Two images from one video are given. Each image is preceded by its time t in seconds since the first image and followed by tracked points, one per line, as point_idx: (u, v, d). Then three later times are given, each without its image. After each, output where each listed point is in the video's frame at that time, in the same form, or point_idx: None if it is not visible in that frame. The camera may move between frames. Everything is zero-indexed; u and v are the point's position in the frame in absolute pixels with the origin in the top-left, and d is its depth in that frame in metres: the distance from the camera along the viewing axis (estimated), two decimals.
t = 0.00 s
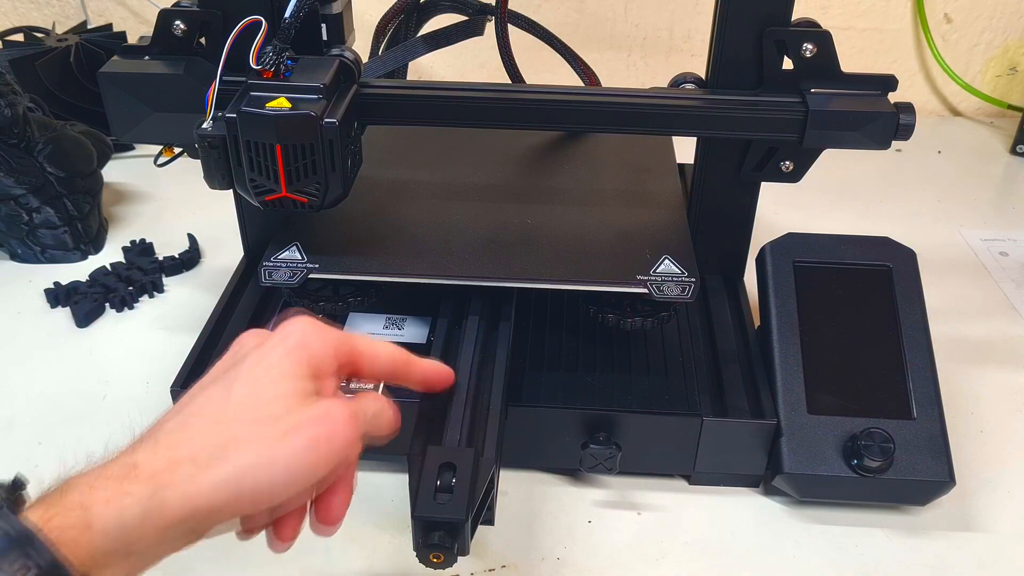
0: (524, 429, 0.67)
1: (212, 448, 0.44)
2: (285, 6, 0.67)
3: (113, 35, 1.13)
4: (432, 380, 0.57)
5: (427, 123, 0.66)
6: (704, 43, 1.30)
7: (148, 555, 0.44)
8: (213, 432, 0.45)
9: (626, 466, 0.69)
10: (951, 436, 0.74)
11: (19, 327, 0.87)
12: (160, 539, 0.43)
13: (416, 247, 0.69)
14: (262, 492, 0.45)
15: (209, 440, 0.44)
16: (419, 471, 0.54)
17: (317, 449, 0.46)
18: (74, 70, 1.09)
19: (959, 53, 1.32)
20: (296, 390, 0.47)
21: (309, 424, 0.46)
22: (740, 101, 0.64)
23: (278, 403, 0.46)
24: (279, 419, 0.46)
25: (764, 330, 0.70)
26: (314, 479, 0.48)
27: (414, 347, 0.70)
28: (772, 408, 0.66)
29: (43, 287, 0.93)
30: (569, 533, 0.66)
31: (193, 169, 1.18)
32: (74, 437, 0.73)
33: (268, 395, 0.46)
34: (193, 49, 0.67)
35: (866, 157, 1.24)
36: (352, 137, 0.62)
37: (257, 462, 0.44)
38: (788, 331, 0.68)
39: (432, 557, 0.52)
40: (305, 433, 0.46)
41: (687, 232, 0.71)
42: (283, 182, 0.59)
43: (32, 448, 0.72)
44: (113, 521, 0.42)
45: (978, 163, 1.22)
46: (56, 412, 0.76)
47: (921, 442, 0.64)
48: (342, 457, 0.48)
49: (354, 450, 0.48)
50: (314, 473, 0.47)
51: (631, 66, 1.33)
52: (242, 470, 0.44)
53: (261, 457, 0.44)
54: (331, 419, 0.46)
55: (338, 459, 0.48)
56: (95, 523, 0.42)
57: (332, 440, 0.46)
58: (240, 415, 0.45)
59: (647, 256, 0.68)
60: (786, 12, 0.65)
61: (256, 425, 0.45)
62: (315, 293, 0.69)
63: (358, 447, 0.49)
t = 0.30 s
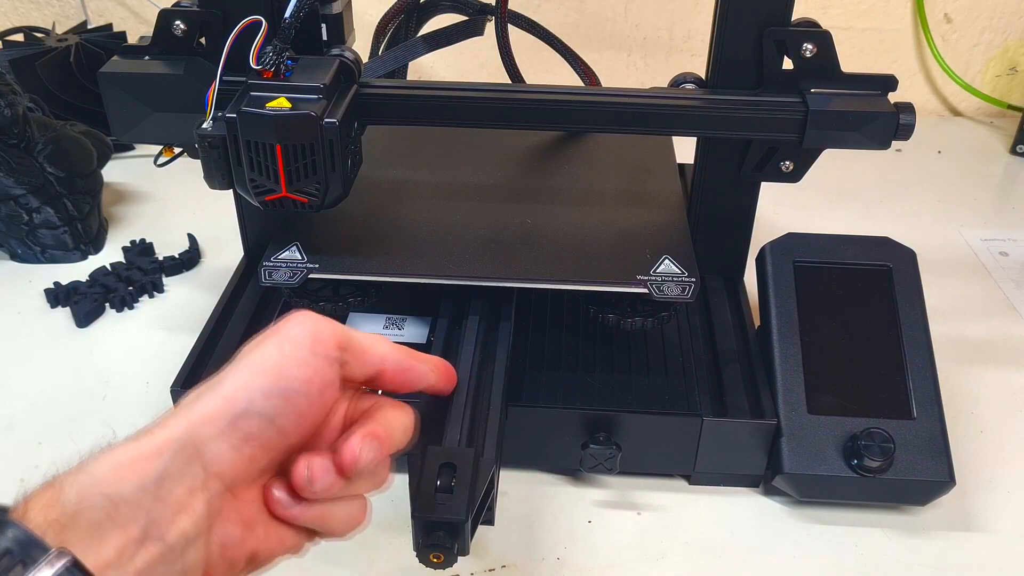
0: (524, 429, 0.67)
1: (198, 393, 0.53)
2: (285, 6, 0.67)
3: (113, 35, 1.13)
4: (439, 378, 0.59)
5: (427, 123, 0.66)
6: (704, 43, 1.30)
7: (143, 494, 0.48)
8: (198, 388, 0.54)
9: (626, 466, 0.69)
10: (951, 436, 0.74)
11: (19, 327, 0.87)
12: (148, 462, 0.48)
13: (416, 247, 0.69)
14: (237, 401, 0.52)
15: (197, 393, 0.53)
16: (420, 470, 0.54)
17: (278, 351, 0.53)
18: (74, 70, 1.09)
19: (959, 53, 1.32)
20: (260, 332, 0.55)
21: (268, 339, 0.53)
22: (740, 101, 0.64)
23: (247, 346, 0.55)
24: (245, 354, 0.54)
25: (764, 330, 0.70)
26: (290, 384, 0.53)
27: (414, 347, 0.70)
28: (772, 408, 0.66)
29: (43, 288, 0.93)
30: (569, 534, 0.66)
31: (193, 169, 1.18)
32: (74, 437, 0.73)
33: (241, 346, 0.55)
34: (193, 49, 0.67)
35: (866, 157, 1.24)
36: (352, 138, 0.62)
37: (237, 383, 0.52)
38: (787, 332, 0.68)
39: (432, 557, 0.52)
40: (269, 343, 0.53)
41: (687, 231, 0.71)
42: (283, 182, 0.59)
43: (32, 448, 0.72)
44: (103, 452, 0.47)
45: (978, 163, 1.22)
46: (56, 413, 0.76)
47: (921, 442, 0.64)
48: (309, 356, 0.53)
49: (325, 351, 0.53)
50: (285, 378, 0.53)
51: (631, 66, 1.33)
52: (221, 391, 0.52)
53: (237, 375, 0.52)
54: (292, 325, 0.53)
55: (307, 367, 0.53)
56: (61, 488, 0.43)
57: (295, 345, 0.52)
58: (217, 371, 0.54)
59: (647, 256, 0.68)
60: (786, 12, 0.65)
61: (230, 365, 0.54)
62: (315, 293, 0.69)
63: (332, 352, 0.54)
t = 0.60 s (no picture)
0: (524, 429, 0.67)
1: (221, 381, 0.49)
2: (285, 6, 0.67)
3: (113, 35, 1.13)
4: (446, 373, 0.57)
5: (427, 122, 0.65)
6: (704, 43, 1.30)
7: (157, 484, 0.44)
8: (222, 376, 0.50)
9: (626, 466, 0.69)
10: (952, 436, 0.74)
11: (19, 327, 0.87)
12: (164, 450, 0.45)
13: (416, 247, 0.69)
14: (260, 389, 0.48)
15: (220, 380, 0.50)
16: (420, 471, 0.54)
17: (309, 340, 0.49)
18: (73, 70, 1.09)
19: (959, 52, 1.32)
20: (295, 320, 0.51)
21: (297, 332, 0.50)
22: (740, 101, 0.64)
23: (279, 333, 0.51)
24: (275, 342, 0.50)
25: (764, 330, 0.70)
26: (317, 376, 0.49)
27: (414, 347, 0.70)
28: (772, 408, 0.65)
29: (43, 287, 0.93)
30: (569, 534, 0.65)
31: (192, 169, 1.18)
32: (74, 437, 0.73)
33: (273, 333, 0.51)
34: (192, 49, 0.67)
35: (866, 156, 1.24)
36: (351, 137, 0.62)
37: (259, 373, 0.48)
38: (788, 332, 0.68)
39: (432, 557, 0.52)
40: (302, 331, 0.50)
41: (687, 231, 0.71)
42: (283, 182, 0.59)
43: (33, 448, 0.72)
44: (117, 440, 0.43)
45: (979, 163, 1.22)
46: (55, 412, 0.76)
47: (921, 442, 0.64)
48: (338, 350, 0.49)
49: (355, 348, 0.50)
50: (313, 370, 0.49)
51: (631, 66, 1.33)
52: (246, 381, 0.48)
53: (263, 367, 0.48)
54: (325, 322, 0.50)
55: (337, 359, 0.49)
56: (71, 475, 0.40)
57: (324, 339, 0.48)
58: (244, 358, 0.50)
59: (647, 256, 0.68)
60: (786, 12, 0.65)
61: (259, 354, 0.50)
62: (315, 293, 0.69)
63: (362, 347, 0.50)
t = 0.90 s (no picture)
0: (524, 429, 0.67)
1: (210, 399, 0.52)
2: (285, 6, 0.67)
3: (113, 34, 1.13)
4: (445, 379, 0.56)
5: (427, 122, 0.65)
6: (704, 43, 1.30)
7: (135, 510, 0.49)
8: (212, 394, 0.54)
9: (627, 465, 0.68)
10: (952, 436, 0.74)
11: (19, 327, 0.87)
12: (147, 475, 0.49)
13: (416, 247, 0.69)
14: (239, 417, 0.51)
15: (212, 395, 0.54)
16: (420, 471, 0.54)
17: (290, 364, 0.51)
18: (74, 70, 1.09)
19: (959, 52, 1.32)
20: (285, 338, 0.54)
21: (279, 355, 0.52)
22: (740, 101, 0.64)
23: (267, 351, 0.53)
24: (261, 364, 0.52)
25: (765, 330, 0.70)
26: (296, 401, 0.51)
27: (415, 347, 0.70)
28: (772, 408, 0.65)
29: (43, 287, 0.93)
30: (569, 534, 0.65)
31: (193, 168, 1.18)
32: (73, 437, 0.73)
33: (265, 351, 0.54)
34: (192, 49, 0.67)
35: (866, 156, 1.24)
36: (352, 137, 0.62)
37: (240, 396, 0.51)
38: (788, 331, 0.68)
39: (432, 558, 0.52)
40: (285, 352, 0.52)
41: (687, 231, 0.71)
42: (283, 182, 0.59)
43: (33, 447, 0.72)
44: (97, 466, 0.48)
45: (979, 163, 1.22)
46: (55, 412, 0.76)
47: (921, 442, 0.64)
48: (318, 378, 0.51)
49: (332, 374, 0.51)
50: (291, 397, 0.51)
51: (631, 66, 1.33)
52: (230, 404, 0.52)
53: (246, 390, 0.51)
54: (308, 347, 0.52)
55: (314, 387, 0.51)
56: (56, 500, 0.45)
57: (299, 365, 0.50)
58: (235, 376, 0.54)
59: (647, 256, 0.68)
60: (785, 12, 0.65)
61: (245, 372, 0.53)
62: (315, 293, 0.69)
63: (341, 374, 0.51)
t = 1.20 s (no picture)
0: (524, 430, 0.67)
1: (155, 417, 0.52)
2: (285, 6, 0.67)
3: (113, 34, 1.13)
4: (438, 376, 0.57)
5: (427, 122, 0.65)
6: (704, 43, 1.30)
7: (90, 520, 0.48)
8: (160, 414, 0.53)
9: (627, 465, 0.68)
10: (952, 436, 0.74)
11: (19, 327, 0.87)
12: (93, 491, 0.48)
13: (416, 247, 0.69)
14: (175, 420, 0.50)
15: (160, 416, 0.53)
16: (419, 471, 0.54)
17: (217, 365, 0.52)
18: (74, 70, 1.09)
19: (959, 52, 1.32)
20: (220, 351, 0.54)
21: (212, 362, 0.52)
22: (740, 101, 0.64)
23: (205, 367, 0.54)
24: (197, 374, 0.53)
25: (765, 330, 0.70)
26: (226, 396, 0.50)
27: (415, 347, 0.70)
28: (773, 408, 0.65)
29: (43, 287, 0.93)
30: (569, 534, 0.65)
31: (193, 168, 1.18)
32: (73, 438, 0.73)
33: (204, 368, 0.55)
34: (192, 49, 0.67)
35: (866, 156, 1.24)
36: (352, 138, 0.62)
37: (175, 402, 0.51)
38: (788, 331, 0.68)
39: (432, 557, 0.52)
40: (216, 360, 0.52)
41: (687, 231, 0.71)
42: (283, 182, 0.59)
43: (33, 447, 0.72)
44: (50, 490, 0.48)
45: (979, 163, 1.22)
46: (55, 413, 0.76)
47: (921, 442, 0.64)
48: (246, 372, 0.51)
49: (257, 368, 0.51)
50: (220, 394, 0.50)
51: (631, 66, 1.33)
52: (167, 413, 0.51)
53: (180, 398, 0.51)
54: (237, 349, 0.52)
55: (240, 381, 0.51)
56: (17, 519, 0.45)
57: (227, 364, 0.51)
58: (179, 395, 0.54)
59: (647, 256, 0.68)
60: (785, 12, 0.65)
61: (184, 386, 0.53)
62: (315, 293, 0.69)
63: (269, 368, 0.51)
